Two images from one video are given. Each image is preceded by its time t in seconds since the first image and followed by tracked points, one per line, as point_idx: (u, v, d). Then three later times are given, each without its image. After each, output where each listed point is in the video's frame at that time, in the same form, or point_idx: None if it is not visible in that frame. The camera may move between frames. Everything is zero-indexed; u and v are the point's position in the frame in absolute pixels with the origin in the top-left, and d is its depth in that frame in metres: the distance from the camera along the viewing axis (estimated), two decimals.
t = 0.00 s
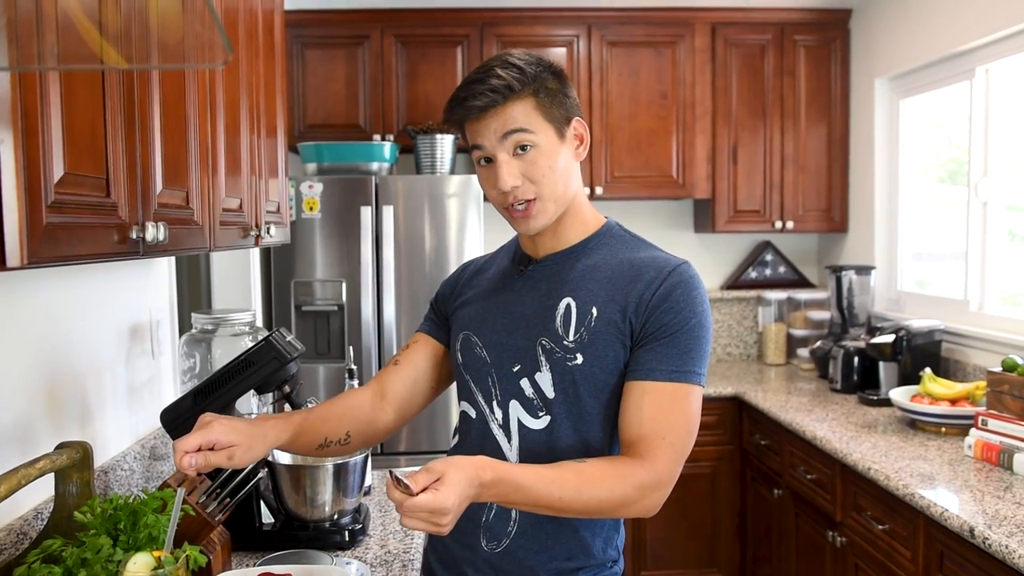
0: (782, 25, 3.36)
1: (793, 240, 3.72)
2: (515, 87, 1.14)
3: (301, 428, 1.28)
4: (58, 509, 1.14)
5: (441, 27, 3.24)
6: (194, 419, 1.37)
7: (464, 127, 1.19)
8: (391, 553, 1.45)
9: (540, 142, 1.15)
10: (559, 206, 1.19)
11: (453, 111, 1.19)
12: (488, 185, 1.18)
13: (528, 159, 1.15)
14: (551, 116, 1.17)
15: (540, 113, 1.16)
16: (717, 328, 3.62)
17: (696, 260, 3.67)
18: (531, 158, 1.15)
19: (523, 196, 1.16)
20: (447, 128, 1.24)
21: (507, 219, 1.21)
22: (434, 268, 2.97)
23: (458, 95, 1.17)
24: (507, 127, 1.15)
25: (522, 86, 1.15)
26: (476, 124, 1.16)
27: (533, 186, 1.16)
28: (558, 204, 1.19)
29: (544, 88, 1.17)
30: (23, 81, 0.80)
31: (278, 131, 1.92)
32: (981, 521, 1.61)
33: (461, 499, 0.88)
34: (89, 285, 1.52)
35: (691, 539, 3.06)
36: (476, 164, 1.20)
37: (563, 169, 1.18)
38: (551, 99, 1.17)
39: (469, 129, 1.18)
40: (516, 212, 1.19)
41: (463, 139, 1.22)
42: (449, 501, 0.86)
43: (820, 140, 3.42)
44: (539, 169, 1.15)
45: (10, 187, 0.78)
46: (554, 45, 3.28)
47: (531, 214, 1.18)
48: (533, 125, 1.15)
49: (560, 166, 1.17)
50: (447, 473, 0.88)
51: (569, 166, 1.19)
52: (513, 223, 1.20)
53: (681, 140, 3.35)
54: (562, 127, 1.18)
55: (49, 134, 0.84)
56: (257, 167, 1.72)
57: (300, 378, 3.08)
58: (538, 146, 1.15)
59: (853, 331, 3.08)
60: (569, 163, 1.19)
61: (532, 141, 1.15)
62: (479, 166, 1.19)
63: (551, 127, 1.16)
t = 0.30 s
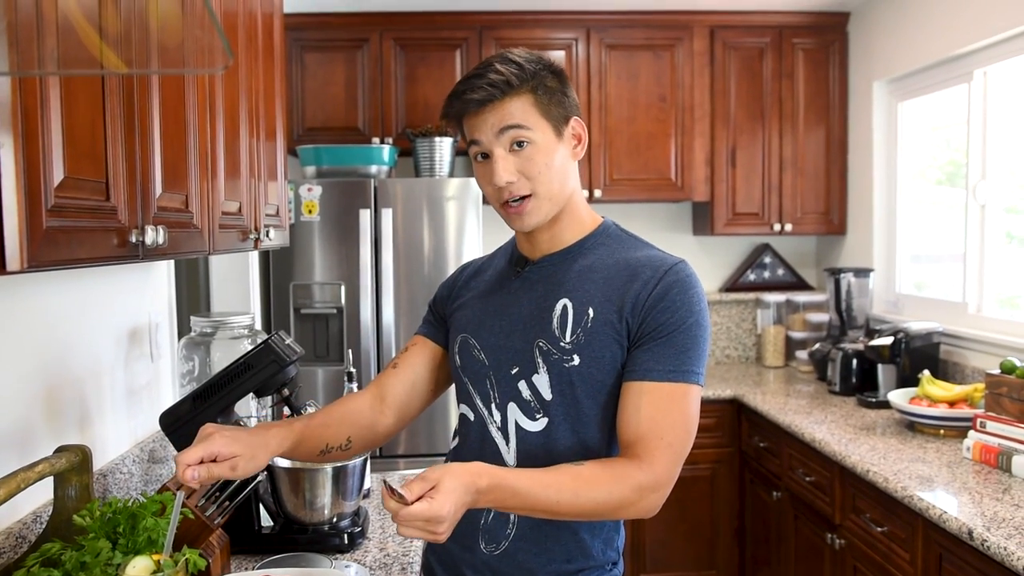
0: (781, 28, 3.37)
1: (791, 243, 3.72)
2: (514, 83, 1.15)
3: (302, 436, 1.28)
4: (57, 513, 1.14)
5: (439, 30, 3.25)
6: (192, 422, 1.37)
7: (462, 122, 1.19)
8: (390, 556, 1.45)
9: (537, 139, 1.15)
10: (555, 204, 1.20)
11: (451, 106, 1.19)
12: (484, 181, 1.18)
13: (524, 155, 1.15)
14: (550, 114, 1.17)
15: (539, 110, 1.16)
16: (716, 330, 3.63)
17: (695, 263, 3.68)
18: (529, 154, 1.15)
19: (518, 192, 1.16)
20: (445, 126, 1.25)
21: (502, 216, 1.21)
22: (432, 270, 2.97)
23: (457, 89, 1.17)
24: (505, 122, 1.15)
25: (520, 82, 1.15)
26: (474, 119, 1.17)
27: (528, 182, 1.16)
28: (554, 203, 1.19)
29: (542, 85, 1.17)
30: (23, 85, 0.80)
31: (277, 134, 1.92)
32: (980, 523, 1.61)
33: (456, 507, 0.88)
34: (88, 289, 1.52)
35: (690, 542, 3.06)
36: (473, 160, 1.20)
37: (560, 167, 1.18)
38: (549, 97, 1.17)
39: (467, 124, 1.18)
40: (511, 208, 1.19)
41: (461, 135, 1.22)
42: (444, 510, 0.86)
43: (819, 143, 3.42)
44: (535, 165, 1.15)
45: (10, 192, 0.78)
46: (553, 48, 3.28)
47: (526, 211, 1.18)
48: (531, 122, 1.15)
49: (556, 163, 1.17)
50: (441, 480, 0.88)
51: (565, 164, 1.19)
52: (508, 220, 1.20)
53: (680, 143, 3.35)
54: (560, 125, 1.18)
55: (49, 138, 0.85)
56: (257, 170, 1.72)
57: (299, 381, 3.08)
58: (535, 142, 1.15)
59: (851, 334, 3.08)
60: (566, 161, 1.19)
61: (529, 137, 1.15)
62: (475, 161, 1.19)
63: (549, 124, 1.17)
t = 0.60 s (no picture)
0: (782, 29, 3.37)
1: (792, 244, 3.72)
2: (475, 98, 1.14)
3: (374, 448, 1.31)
4: (57, 512, 1.14)
5: (441, 30, 3.25)
6: (192, 422, 1.38)
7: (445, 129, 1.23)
8: (390, 556, 1.45)
9: (493, 155, 1.15)
10: (522, 217, 1.19)
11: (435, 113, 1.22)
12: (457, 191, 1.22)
13: (483, 171, 1.16)
14: (512, 127, 1.14)
15: (499, 125, 1.15)
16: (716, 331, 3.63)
17: (696, 264, 3.68)
18: (487, 171, 1.16)
19: (482, 205, 1.19)
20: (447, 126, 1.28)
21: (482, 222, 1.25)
22: (434, 270, 2.97)
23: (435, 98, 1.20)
24: (467, 137, 1.16)
25: (482, 96, 1.14)
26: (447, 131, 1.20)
27: (489, 198, 1.17)
28: (521, 216, 1.19)
29: (507, 97, 1.14)
30: (26, 85, 0.80)
31: (279, 134, 1.93)
32: (981, 525, 1.61)
33: (443, 530, 0.94)
34: (89, 288, 1.52)
35: (690, 543, 3.06)
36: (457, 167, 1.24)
37: (523, 181, 1.16)
38: (514, 109, 1.14)
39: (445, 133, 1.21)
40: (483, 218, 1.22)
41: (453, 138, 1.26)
42: (421, 533, 0.93)
43: (820, 144, 3.42)
44: (494, 182, 1.16)
45: (12, 191, 0.78)
46: (555, 48, 3.29)
47: (493, 222, 1.20)
48: (488, 138, 1.15)
49: (518, 179, 1.15)
50: (429, 505, 0.95)
51: (531, 178, 1.16)
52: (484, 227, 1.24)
53: (681, 144, 3.35)
54: (524, 137, 1.15)
55: (51, 137, 0.85)
56: (258, 170, 1.72)
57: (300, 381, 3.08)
58: (493, 158, 1.15)
59: (852, 335, 3.08)
60: (532, 175, 1.16)
61: (487, 154, 1.15)
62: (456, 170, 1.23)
63: (509, 138, 1.15)
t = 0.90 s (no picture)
0: (783, 28, 3.36)
1: (792, 243, 3.72)
2: (443, 117, 1.17)
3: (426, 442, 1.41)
4: (57, 508, 1.14)
5: (441, 28, 3.24)
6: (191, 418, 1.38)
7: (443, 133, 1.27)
8: (390, 553, 1.45)
9: (461, 173, 1.18)
10: (497, 230, 1.21)
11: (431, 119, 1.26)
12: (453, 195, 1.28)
13: (456, 186, 1.20)
14: (474, 147, 1.15)
15: (463, 144, 1.16)
16: (716, 330, 3.63)
17: (696, 262, 3.68)
18: (459, 188, 1.20)
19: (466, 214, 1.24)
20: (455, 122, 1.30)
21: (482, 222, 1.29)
22: (433, 269, 2.97)
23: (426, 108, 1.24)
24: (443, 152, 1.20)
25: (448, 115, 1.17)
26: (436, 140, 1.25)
27: (466, 211, 1.22)
28: (496, 229, 1.21)
29: (469, 116, 1.15)
30: (25, 80, 0.80)
31: (279, 131, 1.92)
32: (980, 523, 1.61)
33: (410, 480, 1.18)
34: (88, 284, 1.52)
35: (689, 541, 3.06)
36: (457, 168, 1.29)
37: (489, 199, 1.17)
38: (475, 128, 1.15)
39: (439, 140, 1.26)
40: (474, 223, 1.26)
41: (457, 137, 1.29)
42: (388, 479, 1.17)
43: (820, 142, 3.42)
44: (465, 197, 1.19)
45: (12, 187, 0.78)
46: (555, 46, 3.28)
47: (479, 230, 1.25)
48: (456, 156, 1.18)
49: (484, 196, 1.17)
50: (406, 459, 1.18)
51: (496, 196, 1.17)
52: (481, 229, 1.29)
53: (681, 142, 3.35)
54: (486, 156, 1.15)
55: (51, 133, 0.84)
56: (258, 167, 1.72)
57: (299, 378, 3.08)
58: (462, 176, 1.18)
59: (852, 334, 3.08)
60: (497, 193, 1.17)
61: (457, 171, 1.18)
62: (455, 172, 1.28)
63: (473, 157, 1.16)
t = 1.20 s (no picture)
0: (786, 27, 3.36)
1: (795, 243, 3.71)
2: (435, 119, 1.17)
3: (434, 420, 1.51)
4: (57, 502, 1.14)
5: (444, 26, 3.24)
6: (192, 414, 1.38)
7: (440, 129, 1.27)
8: (390, 549, 1.45)
9: (454, 175, 1.18)
10: (491, 230, 1.22)
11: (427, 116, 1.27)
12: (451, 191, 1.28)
13: (451, 187, 1.21)
14: (465, 149, 1.15)
15: (456, 146, 1.16)
16: (717, 329, 3.63)
17: (698, 261, 3.67)
18: (453, 189, 1.20)
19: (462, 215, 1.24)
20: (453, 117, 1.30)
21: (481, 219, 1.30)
22: (434, 267, 2.96)
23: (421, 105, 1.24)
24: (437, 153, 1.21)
25: (439, 118, 1.16)
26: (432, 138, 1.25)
27: (460, 211, 1.22)
28: (489, 228, 1.21)
29: (460, 119, 1.15)
30: (28, 73, 0.80)
31: (281, 127, 1.92)
32: (980, 525, 1.61)
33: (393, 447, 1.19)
34: (90, 279, 1.52)
35: (688, 540, 3.06)
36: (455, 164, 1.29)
37: (481, 200, 1.18)
38: (466, 131, 1.14)
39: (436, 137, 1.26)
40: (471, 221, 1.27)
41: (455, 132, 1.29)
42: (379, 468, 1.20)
43: (823, 142, 3.42)
44: (460, 199, 1.20)
45: (14, 181, 0.78)
46: (558, 44, 3.28)
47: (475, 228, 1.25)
48: (449, 158, 1.18)
49: (477, 198, 1.18)
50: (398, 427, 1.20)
51: (487, 198, 1.17)
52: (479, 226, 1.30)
53: (684, 141, 3.34)
54: (477, 158, 1.15)
55: (53, 126, 0.84)
56: (260, 162, 1.72)
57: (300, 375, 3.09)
58: (456, 177, 1.19)
59: (853, 335, 3.08)
60: (488, 195, 1.17)
61: (451, 172, 1.19)
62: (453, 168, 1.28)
63: (464, 159, 1.16)
